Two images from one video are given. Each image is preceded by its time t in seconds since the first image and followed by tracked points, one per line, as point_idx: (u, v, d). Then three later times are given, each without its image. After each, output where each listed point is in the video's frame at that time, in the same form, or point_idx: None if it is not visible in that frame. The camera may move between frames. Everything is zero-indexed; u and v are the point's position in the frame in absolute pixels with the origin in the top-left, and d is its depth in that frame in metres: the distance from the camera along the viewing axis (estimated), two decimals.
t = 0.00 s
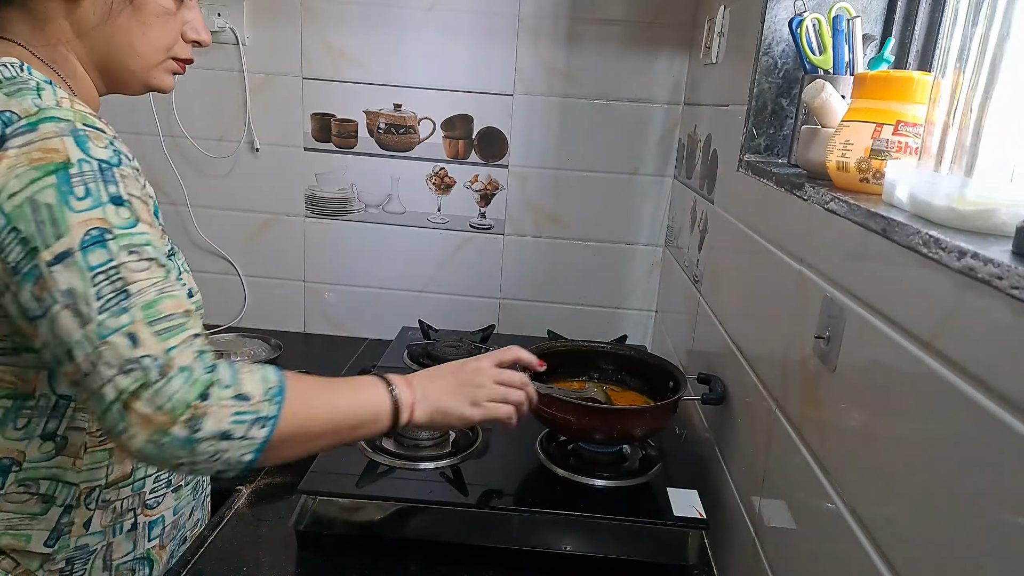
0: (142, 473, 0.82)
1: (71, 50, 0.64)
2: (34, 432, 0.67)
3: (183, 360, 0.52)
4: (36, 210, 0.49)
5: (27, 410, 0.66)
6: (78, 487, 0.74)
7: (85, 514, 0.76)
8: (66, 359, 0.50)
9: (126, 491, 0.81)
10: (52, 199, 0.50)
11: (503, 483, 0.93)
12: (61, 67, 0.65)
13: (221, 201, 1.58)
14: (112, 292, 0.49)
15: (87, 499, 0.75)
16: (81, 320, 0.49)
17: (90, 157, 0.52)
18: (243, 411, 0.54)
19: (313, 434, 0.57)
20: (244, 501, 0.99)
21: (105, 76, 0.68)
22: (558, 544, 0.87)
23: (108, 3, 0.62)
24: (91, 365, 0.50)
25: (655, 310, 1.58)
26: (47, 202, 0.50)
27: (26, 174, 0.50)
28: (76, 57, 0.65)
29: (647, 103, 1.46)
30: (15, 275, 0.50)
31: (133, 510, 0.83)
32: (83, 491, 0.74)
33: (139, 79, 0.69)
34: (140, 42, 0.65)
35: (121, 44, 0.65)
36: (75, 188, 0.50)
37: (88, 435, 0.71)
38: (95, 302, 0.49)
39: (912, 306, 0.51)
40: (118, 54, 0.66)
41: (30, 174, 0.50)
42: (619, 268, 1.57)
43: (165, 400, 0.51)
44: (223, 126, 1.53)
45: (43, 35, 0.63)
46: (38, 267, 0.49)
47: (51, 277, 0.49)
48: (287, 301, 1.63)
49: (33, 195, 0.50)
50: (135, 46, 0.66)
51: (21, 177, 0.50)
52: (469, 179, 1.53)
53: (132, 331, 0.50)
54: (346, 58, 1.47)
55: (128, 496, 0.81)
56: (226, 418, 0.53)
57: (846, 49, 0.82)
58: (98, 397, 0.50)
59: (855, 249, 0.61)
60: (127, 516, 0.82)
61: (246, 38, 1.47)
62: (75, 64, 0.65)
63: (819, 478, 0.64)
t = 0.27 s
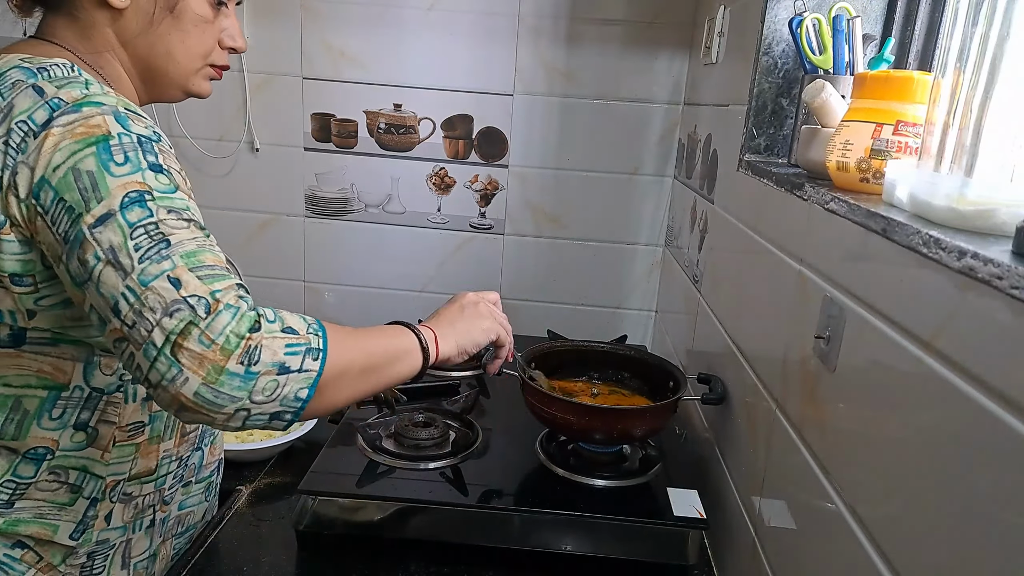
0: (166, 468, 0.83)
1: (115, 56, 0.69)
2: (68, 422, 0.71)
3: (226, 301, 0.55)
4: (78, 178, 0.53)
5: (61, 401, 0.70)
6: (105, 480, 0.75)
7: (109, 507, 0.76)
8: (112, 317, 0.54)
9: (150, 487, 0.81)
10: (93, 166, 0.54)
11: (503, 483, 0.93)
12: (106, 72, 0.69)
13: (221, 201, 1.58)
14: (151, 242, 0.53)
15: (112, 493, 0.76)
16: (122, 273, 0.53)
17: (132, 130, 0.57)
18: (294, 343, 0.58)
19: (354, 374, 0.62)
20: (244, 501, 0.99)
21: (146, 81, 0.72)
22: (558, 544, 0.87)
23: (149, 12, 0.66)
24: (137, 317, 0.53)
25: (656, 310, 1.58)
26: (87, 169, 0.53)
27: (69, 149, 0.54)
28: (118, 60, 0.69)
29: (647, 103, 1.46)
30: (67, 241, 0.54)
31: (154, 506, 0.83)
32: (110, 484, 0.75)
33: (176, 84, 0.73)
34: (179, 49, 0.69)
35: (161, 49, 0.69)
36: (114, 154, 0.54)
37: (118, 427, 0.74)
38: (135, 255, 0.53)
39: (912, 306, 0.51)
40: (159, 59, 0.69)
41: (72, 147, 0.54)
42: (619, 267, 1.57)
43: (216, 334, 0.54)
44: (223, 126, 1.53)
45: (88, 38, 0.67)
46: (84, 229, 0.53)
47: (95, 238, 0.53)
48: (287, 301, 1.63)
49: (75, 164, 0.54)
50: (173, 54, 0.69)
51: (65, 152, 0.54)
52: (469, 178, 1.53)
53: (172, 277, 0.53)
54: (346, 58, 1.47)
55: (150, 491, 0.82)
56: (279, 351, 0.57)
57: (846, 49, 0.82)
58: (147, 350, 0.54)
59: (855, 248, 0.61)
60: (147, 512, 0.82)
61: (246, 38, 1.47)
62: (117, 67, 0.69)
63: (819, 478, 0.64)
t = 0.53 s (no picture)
0: (149, 478, 0.81)
1: (92, 62, 0.66)
2: (45, 437, 0.69)
3: (265, 311, 0.59)
4: (76, 197, 0.55)
5: (37, 414, 0.68)
6: (86, 494, 0.74)
7: (89, 521, 0.75)
8: (144, 333, 0.56)
9: (133, 498, 0.80)
10: (90, 185, 0.55)
11: (503, 483, 0.93)
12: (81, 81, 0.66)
13: (221, 201, 1.58)
14: (175, 259, 0.55)
15: (93, 506, 0.75)
16: (151, 290, 0.55)
17: (116, 141, 0.57)
18: (335, 352, 0.62)
19: (389, 392, 0.65)
20: (244, 501, 0.99)
21: (116, 91, 0.70)
22: (558, 544, 0.87)
23: (138, 24, 0.65)
24: (176, 330, 0.56)
25: (656, 310, 1.58)
26: (86, 188, 0.55)
27: (58, 166, 0.55)
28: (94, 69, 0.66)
29: (647, 103, 1.46)
30: (77, 260, 0.55)
31: (138, 516, 0.81)
32: (91, 498, 0.74)
33: (146, 93, 0.71)
34: (159, 64, 0.68)
35: (141, 60, 0.67)
36: (110, 171, 0.55)
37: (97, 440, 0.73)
38: (160, 271, 0.55)
39: (912, 306, 0.51)
40: (138, 69, 0.68)
41: (61, 165, 0.55)
42: (619, 267, 1.57)
43: (262, 341, 0.58)
44: (222, 126, 1.53)
45: (69, 45, 0.65)
46: (95, 248, 0.55)
47: (111, 256, 0.55)
48: (287, 301, 1.63)
49: (70, 183, 0.55)
50: (154, 67, 0.68)
51: (54, 169, 0.55)
52: (469, 179, 1.53)
53: (206, 291, 0.56)
54: (345, 57, 1.47)
55: (133, 503, 0.80)
56: (321, 359, 0.61)
57: (846, 49, 0.82)
58: (189, 360, 0.57)
59: (855, 249, 0.61)
60: (131, 523, 0.81)
61: (246, 38, 1.47)
62: (92, 75, 0.67)
63: (819, 478, 0.64)
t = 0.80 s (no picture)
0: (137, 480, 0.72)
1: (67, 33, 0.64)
2: (20, 436, 0.65)
3: (182, 366, 0.53)
4: None
5: (9, 413, 0.64)
6: (67, 496, 0.69)
7: (75, 520, 0.70)
8: (50, 377, 0.51)
9: (119, 499, 0.72)
10: (9, 206, 0.49)
11: (503, 483, 0.93)
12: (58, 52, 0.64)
13: (221, 202, 1.58)
14: (91, 304, 0.49)
15: (76, 508, 0.70)
16: (59, 336, 0.49)
17: (46, 157, 0.51)
18: (241, 402, 0.56)
19: (297, 390, 0.60)
20: (244, 501, 0.99)
21: (103, 58, 0.67)
22: (558, 544, 0.87)
23: None
24: (78, 382, 0.50)
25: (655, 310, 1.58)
26: (3, 208, 0.49)
27: None
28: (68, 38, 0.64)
29: (647, 103, 1.46)
30: None
31: (127, 518, 0.74)
32: (73, 500, 0.69)
33: (134, 56, 0.67)
34: (136, 19, 0.64)
35: (110, 20, 0.63)
36: (34, 192, 0.49)
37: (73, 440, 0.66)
38: (71, 314, 0.49)
39: (912, 306, 0.51)
40: (111, 32, 0.64)
41: None
42: (619, 267, 1.57)
43: (165, 409, 0.52)
44: (222, 126, 1.53)
45: (32, 18, 0.62)
46: (5, 277, 0.49)
47: (21, 290, 0.49)
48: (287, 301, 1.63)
49: None
50: (129, 24, 0.64)
51: None
52: (469, 179, 1.53)
53: (117, 344, 0.50)
54: (346, 57, 1.47)
55: (120, 504, 0.72)
56: (227, 416, 0.55)
57: (845, 49, 0.82)
58: (90, 416, 0.51)
59: (855, 248, 0.61)
60: (117, 525, 0.73)
61: (246, 38, 1.47)
62: (68, 47, 0.65)
63: (819, 478, 0.64)
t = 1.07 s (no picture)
0: (178, 476, 0.78)
1: (183, 49, 0.73)
2: (84, 411, 0.72)
3: (396, 231, 0.66)
4: (196, 157, 0.60)
5: (81, 387, 0.72)
6: (112, 475, 0.74)
7: (113, 504, 0.75)
8: (284, 264, 0.62)
9: (157, 492, 0.77)
10: (209, 145, 0.60)
11: (503, 483, 0.93)
12: (177, 66, 0.73)
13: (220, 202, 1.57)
14: (308, 199, 0.62)
15: (118, 489, 0.74)
16: (288, 227, 0.61)
17: (220, 108, 0.63)
18: (457, 261, 0.68)
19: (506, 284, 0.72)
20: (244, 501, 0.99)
21: (221, 66, 0.76)
22: (558, 544, 0.87)
23: None
24: (316, 257, 0.62)
25: (655, 310, 1.58)
26: (205, 147, 0.60)
27: (170, 131, 0.61)
28: (187, 54, 0.73)
29: (647, 103, 1.46)
30: (198, 213, 0.61)
31: (160, 513, 0.78)
32: (117, 482, 0.74)
33: (248, 59, 0.75)
34: (240, 24, 0.72)
35: (221, 27, 0.72)
36: (225, 133, 0.61)
37: (131, 423, 0.74)
38: (296, 210, 0.61)
39: (912, 306, 0.51)
40: (223, 37, 0.72)
41: (173, 131, 0.60)
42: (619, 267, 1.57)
43: (398, 256, 0.65)
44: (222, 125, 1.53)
45: (159, 41, 0.72)
46: (221, 197, 0.60)
47: (240, 202, 0.60)
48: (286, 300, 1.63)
49: (187, 145, 0.60)
50: (239, 30, 0.72)
51: (165, 136, 0.61)
52: (469, 179, 1.53)
53: (341, 221, 0.62)
54: (346, 57, 1.47)
55: (157, 497, 0.77)
56: (447, 266, 0.67)
57: (845, 49, 0.82)
58: (332, 280, 0.62)
59: (855, 248, 0.61)
60: (151, 519, 0.78)
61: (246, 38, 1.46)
62: (185, 59, 0.73)
63: (819, 478, 0.64)
